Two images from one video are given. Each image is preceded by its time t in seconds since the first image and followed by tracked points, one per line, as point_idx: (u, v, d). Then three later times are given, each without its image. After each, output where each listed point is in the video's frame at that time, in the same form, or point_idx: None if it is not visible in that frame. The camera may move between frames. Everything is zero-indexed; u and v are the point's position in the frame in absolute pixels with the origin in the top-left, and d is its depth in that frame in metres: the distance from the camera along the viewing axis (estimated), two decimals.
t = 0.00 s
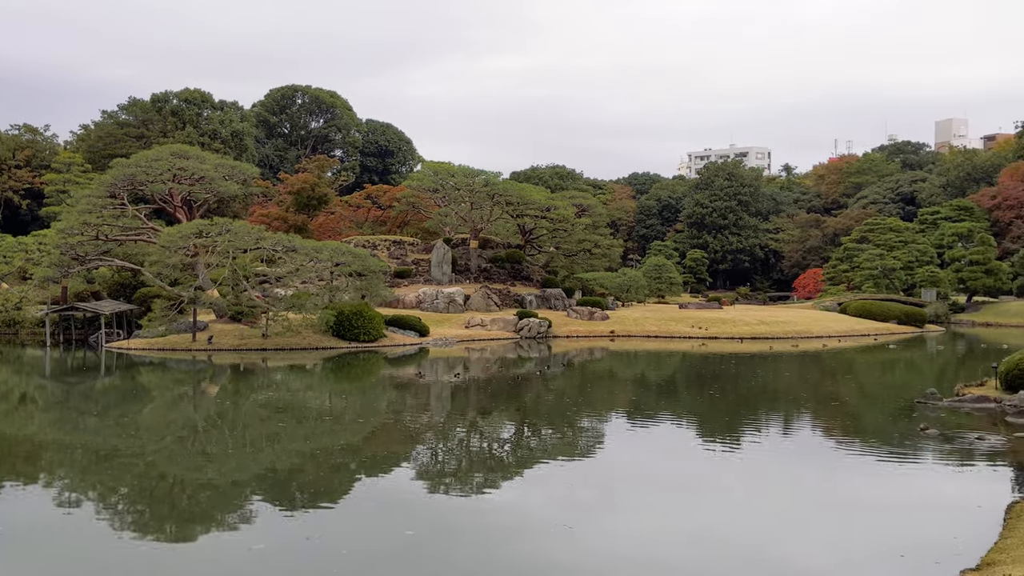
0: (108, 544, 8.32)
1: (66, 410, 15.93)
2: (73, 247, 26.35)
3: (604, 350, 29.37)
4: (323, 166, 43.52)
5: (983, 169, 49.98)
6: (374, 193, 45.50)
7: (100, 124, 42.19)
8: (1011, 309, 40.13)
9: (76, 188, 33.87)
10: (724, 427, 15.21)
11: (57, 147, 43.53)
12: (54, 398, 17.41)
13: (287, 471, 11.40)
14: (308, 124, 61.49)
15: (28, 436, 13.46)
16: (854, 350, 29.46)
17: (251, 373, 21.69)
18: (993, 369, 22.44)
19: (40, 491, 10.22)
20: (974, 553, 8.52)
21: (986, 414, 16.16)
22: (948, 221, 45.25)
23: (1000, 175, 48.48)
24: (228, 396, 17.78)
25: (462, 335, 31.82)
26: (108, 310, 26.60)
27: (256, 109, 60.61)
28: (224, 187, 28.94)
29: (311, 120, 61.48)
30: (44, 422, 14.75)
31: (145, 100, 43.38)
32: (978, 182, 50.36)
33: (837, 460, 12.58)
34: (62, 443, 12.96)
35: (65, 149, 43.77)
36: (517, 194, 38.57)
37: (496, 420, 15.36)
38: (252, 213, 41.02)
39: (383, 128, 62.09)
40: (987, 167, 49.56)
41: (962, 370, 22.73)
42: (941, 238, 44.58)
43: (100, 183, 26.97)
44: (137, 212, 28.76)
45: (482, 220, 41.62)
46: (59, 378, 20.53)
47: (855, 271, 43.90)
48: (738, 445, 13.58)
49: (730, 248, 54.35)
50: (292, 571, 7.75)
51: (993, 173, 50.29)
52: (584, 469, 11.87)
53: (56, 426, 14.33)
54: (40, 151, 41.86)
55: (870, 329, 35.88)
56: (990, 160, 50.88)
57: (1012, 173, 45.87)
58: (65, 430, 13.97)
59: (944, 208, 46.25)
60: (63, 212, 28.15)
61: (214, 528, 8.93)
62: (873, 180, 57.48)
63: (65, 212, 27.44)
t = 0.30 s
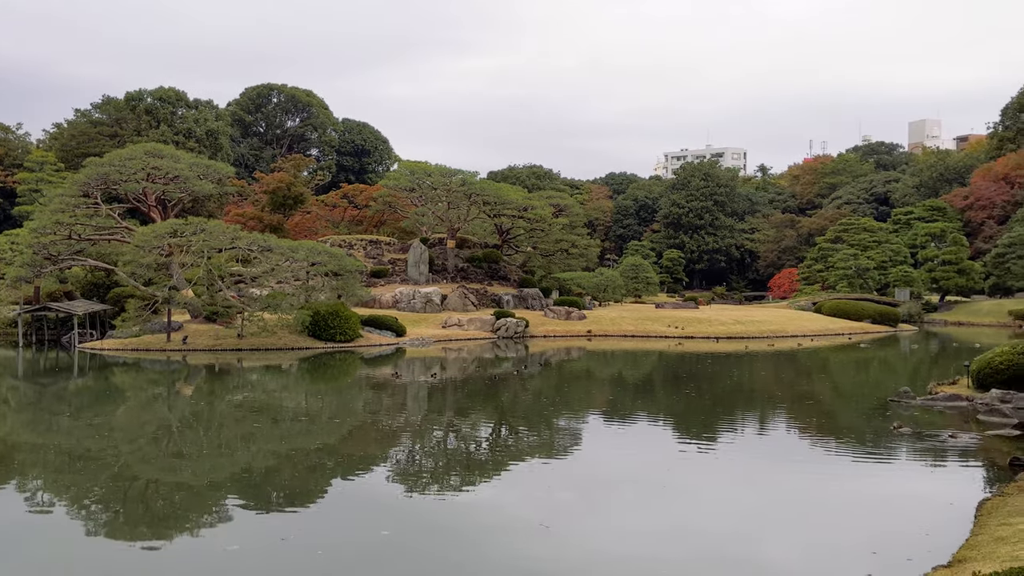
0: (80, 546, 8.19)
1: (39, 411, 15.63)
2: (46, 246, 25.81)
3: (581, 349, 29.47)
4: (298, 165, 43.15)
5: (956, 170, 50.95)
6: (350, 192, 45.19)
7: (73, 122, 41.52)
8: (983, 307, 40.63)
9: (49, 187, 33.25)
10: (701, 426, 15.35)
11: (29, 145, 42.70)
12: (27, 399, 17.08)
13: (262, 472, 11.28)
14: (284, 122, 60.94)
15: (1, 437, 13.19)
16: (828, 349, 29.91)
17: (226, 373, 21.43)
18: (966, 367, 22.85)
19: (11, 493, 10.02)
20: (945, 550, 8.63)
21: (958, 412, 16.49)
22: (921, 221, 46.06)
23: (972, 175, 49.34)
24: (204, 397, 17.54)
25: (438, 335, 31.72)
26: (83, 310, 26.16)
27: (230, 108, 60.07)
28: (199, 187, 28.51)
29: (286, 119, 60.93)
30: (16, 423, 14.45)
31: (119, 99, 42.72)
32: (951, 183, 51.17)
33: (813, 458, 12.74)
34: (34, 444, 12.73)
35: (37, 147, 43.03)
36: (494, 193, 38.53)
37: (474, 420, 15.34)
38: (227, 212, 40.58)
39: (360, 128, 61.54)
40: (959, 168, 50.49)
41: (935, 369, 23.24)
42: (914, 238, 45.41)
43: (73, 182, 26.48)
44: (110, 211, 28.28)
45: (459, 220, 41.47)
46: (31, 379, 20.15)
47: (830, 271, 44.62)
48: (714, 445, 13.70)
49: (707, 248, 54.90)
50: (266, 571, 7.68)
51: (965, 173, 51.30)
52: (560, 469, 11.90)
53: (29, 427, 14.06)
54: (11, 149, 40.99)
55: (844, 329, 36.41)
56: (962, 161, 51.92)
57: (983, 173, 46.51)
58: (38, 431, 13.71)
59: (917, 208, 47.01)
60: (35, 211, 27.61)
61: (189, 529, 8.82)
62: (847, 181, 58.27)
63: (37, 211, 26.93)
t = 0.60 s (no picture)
0: (44, 548, 8.00)
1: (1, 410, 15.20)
2: (11, 243, 24.80)
3: (553, 348, 29.58)
4: (268, 162, 42.62)
5: (922, 171, 52.12)
6: (320, 190, 44.71)
7: (37, 117, 40.63)
8: (948, 307, 41.32)
9: (13, 183, 32.38)
10: (672, 424, 15.53)
11: None
12: None
13: (231, 471, 11.11)
14: (253, 119, 59.60)
15: None
16: (795, 348, 30.41)
17: (194, 372, 21.04)
18: (932, 366, 23.36)
19: None
20: (911, 546, 8.81)
21: (923, 410, 16.91)
22: (889, 221, 47.00)
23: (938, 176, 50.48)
24: (171, 396, 17.21)
25: (409, 334, 31.56)
26: (47, 308, 25.50)
27: (199, 104, 58.93)
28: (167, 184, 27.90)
29: (257, 115, 59.75)
30: None
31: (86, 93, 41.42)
32: (917, 184, 52.34)
33: (781, 456, 12.93)
34: None
35: None
36: (465, 191, 38.45)
37: (444, 418, 15.30)
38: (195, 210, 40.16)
39: (330, 124, 61.04)
40: (926, 169, 51.63)
41: (901, 367, 23.79)
42: (881, 238, 46.31)
43: (39, 178, 25.94)
44: (77, 208, 27.65)
45: (430, 218, 41.30)
46: None
47: (798, 270, 45.49)
48: (681, 444, 13.76)
49: (677, 247, 55.44)
50: (234, 571, 7.57)
51: (931, 174, 52.48)
52: (531, 467, 11.93)
53: None
54: None
55: (812, 328, 36.99)
56: (928, 162, 53.12)
57: (949, 174, 47.96)
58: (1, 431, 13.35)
59: (885, 208, 48.00)
60: None
61: (157, 528, 8.67)
62: (816, 181, 59.47)
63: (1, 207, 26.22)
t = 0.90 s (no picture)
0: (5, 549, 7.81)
1: None
2: None
3: (523, 347, 29.63)
4: (238, 159, 41.89)
5: (889, 174, 53.26)
6: (290, 187, 44.12)
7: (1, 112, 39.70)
8: (915, 307, 42.26)
9: None
10: (642, 423, 15.68)
11: None
12: None
13: (199, 471, 10.92)
14: (222, 116, 59.07)
15: None
16: (764, 348, 30.83)
17: (161, 371, 20.60)
18: (897, 366, 23.87)
19: None
20: (876, 544, 9.00)
21: (889, 409, 17.26)
22: (856, 222, 47.89)
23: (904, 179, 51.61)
24: (137, 395, 16.85)
25: (380, 333, 31.36)
26: (11, 305, 24.82)
27: (167, 100, 57.77)
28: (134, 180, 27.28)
29: (226, 113, 59.11)
30: None
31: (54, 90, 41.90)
32: (884, 186, 53.57)
33: (751, 456, 13.09)
34: None
35: None
36: (436, 190, 38.32)
37: (415, 418, 15.22)
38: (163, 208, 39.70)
39: (300, 122, 60.39)
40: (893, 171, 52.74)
41: (867, 367, 24.31)
42: (849, 240, 47.22)
43: (4, 174, 25.05)
44: (42, 204, 26.99)
45: (401, 217, 41.07)
46: None
47: (767, 271, 46.22)
48: (649, 444, 13.78)
49: (648, 247, 55.91)
50: (201, 572, 7.46)
51: (898, 176, 53.66)
52: (502, 467, 11.92)
53: None
54: None
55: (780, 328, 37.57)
56: (894, 165, 54.29)
57: (915, 176, 49.04)
58: None
59: (852, 211, 48.65)
60: None
61: (122, 529, 8.50)
62: (785, 183, 60.62)
63: None
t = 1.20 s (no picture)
0: None
1: None
2: None
3: (495, 347, 29.62)
4: (209, 156, 41.28)
5: (859, 176, 54.40)
6: (261, 185, 43.61)
7: None
8: (884, 308, 43.14)
9: None
10: (615, 422, 15.78)
11: None
12: None
13: (169, 470, 10.75)
14: (194, 113, 57.92)
15: None
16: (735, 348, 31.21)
17: (129, 370, 20.20)
18: (866, 367, 24.38)
19: None
20: (844, 542, 9.19)
21: (858, 409, 17.60)
22: (826, 224, 48.66)
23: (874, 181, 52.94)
24: (106, 394, 16.51)
25: (351, 332, 31.09)
26: None
27: (137, 96, 56.72)
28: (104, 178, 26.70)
29: (198, 109, 57.98)
30: None
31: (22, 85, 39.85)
32: (854, 188, 54.69)
33: (723, 456, 13.22)
34: None
35: None
36: (409, 188, 38.13)
37: (387, 418, 15.12)
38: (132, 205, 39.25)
39: (272, 120, 59.69)
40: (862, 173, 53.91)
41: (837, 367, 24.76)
42: (819, 241, 48.02)
43: None
44: (8, 201, 26.41)
45: (373, 216, 40.78)
46: None
47: (739, 271, 46.82)
48: (621, 444, 13.85)
49: (621, 247, 56.28)
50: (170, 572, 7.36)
51: (867, 178, 54.81)
52: (475, 467, 11.90)
53: None
54: None
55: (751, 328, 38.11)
56: (865, 167, 55.56)
57: (886, 178, 50.82)
58: None
59: (823, 212, 49.58)
60: None
61: (91, 529, 8.35)
62: (756, 184, 61.39)
63: None
